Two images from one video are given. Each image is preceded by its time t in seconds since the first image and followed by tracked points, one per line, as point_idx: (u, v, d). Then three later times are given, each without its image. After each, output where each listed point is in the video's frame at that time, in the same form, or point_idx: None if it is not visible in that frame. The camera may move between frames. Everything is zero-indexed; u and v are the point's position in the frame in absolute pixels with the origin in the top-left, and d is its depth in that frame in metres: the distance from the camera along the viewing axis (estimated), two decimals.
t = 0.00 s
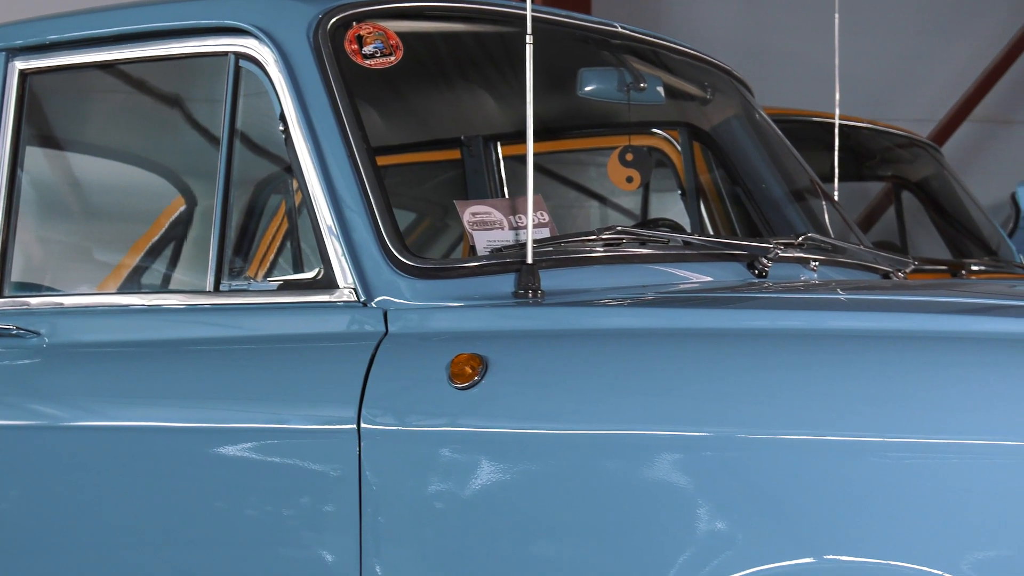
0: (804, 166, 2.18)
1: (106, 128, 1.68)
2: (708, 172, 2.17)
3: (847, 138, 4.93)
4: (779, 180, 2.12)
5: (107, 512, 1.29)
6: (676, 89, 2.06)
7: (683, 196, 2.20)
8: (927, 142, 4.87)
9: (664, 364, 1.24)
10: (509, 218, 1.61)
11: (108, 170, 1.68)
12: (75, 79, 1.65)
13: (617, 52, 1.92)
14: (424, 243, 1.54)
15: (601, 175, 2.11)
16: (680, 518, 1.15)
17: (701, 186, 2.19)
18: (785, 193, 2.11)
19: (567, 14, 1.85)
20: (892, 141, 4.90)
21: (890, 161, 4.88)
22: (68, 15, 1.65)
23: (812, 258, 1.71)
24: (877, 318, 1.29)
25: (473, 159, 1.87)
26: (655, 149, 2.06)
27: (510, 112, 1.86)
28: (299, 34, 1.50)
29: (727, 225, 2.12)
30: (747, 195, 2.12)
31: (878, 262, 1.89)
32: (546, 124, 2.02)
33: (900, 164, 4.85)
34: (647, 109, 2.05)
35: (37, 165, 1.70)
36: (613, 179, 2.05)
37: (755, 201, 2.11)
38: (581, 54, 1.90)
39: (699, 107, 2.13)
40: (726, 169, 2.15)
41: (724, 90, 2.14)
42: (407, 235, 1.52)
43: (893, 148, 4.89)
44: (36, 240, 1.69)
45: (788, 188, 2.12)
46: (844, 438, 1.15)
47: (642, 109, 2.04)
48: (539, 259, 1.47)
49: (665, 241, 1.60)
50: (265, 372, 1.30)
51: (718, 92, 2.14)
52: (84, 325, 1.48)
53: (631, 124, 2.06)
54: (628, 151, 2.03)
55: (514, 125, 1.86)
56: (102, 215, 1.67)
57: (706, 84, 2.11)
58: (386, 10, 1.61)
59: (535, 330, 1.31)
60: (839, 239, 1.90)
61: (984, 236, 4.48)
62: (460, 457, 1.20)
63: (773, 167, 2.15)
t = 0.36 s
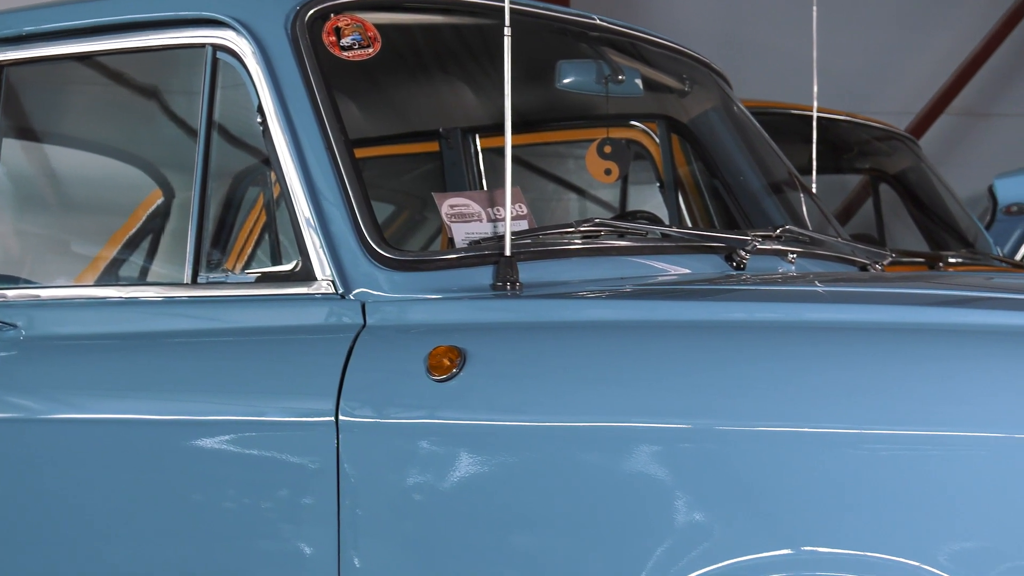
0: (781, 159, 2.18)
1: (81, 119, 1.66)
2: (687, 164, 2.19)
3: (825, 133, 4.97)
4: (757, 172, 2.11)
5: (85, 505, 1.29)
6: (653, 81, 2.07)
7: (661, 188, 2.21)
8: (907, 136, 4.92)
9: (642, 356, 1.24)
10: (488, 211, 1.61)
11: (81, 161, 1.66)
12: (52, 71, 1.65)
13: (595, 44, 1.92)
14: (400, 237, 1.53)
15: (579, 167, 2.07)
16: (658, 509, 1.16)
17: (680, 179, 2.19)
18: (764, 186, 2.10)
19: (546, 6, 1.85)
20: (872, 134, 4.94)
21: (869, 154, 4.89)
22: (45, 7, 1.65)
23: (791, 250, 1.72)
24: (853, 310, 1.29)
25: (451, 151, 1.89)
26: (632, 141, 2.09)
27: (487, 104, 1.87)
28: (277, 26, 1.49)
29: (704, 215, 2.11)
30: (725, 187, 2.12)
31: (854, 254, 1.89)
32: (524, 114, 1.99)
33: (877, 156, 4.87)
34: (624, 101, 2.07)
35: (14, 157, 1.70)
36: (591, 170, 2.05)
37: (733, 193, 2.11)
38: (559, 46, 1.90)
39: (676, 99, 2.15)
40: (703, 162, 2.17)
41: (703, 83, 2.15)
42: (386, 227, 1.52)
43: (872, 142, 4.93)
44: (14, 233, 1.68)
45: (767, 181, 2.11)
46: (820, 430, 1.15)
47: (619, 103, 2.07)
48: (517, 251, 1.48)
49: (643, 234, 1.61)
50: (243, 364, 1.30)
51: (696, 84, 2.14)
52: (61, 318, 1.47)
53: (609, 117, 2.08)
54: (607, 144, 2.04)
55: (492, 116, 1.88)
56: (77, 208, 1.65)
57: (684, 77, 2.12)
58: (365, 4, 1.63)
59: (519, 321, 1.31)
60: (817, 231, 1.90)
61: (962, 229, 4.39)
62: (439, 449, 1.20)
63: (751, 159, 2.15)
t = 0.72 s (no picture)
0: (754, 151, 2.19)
1: (54, 109, 1.64)
2: (662, 157, 2.15)
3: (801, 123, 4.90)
4: (732, 164, 2.12)
5: (60, 497, 1.28)
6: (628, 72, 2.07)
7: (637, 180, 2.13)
8: (880, 126, 4.92)
9: (616, 348, 1.24)
10: (463, 203, 1.59)
11: (54, 153, 1.65)
12: (26, 62, 1.63)
13: (570, 36, 1.92)
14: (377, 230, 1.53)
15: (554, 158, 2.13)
16: (632, 501, 1.17)
17: (655, 170, 2.14)
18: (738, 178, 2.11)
19: None
20: (846, 125, 4.91)
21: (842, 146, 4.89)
22: None
23: (765, 243, 1.73)
24: (831, 302, 1.28)
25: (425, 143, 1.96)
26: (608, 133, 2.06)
27: (461, 97, 1.94)
28: (251, 17, 1.49)
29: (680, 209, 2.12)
30: (700, 179, 2.12)
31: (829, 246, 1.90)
32: (501, 110, 2.08)
33: (853, 148, 4.88)
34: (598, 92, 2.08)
35: None
36: (567, 162, 2.01)
37: (708, 184, 2.12)
38: (534, 38, 1.89)
39: (652, 91, 2.15)
40: (678, 153, 2.15)
41: (678, 74, 2.15)
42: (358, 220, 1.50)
43: (845, 133, 4.91)
44: None
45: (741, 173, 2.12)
46: (794, 422, 1.16)
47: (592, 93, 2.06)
48: (491, 243, 1.48)
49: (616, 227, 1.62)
50: (218, 356, 1.30)
51: (671, 76, 2.14)
52: (35, 310, 1.45)
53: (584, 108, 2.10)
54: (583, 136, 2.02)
55: (464, 107, 1.95)
56: (51, 200, 1.64)
57: (659, 68, 2.11)
58: None
59: (479, 315, 1.30)
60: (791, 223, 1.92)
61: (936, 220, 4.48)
62: (414, 441, 1.20)
63: (726, 151, 2.16)
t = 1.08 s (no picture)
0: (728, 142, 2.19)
1: (24, 101, 1.62)
2: (636, 149, 2.21)
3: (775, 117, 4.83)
4: (706, 156, 2.12)
5: (34, 490, 1.28)
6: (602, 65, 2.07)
7: (609, 173, 2.25)
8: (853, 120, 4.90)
9: (590, 340, 1.24)
10: (436, 195, 1.59)
11: (24, 146, 1.63)
12: None
13: (544, 28, 1.91)
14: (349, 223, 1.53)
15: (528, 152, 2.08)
16: (607, 492, 1.17)
17: (629, 162, 2.22)
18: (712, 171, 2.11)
19: None
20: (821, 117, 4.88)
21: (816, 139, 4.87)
22: None
23: (738, 235, 1.74)
24: (802, 294, 1.29)
25: (399, 135, 2.00)
26: (582, 125, 2.06)
27: (436, 89, 1.99)
28: (224, 10, 1.49)
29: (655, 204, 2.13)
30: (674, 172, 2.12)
31: (802, 238, 1.93)
32: (473, 102, 2.09)
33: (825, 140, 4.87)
34: (572, 86, 2.06)
35: None
36: (540, 154, 1.98)
37: (683, 177, 2.13)
38: (507, 31, 1.89)
39: (625, 84, 2.17)
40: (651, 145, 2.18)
41: (651, 66, 2.15)
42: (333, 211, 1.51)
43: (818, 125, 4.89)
44: None
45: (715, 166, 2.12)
46: (767, 413, 1.17)
47: (568, 87, 2.06)
48: (465, 235, 1.47)
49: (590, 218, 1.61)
50: (191, 348, 1.29)
51: (646, 68, 2.15)
52: (9, 302, 1.44)
53: (557, 100, 2.08)
54: (555, 128, 2.00)
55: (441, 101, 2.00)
56: (22, 192, 1.62)
57: (633, 60, 2.12)
58: None
59: (452, 307, 1.30)
60: (765, 215, 1.93)
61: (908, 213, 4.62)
62: (388, 434, 1.20)
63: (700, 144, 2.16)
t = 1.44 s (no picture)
0: (699, 134, 2.19)
1: None
2: (609, 139, 2.19)
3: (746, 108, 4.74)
4: (679, 148, 2.13)
5: (6, 482, 1.28)
6: (574, 55, 2.08)
7: (583, 163, 2.21)
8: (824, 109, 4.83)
9: (562, 330, 1.24)
10: (409, 184, 1.61)
11: None
12: None
13: (516, 18, 1.93)
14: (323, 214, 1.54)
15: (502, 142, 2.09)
16: (579, 482, 1.17)
17: (601, 154, 2.19)
18: (684, 161, 2.11)
19: None
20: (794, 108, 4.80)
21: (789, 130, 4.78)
22: None
23: (710, 225, 1.75)
24: (774, 285, 1.29)
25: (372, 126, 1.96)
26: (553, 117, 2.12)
27: (407, 79, 1.91)
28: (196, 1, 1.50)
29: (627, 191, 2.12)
30: (648, 163, 2.12)
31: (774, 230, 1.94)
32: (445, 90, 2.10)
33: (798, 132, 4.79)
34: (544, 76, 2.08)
35: None
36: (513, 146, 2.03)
37: (654, 167, 2.12)
38: (479, 19, 1.91)
39: (598, 75, 2.16)
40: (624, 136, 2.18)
41: (624, 58, 2.15)
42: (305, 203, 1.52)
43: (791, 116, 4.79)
44: None
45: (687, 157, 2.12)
46: (739, 403, 1.17)
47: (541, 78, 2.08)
48: (438, 226, 1.48)
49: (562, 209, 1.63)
50: (164, 340, 1.29)
51: (618, 59, 2.15)
52: None
53: (530, 91, 2.09)
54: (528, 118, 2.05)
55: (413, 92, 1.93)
56: None
57: (605, 52, 2.12)
58: None
59: (425, 298, 1.30)
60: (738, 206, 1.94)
61: (880, 204, 4.53)
62: (361, 425, 1.20)
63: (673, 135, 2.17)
